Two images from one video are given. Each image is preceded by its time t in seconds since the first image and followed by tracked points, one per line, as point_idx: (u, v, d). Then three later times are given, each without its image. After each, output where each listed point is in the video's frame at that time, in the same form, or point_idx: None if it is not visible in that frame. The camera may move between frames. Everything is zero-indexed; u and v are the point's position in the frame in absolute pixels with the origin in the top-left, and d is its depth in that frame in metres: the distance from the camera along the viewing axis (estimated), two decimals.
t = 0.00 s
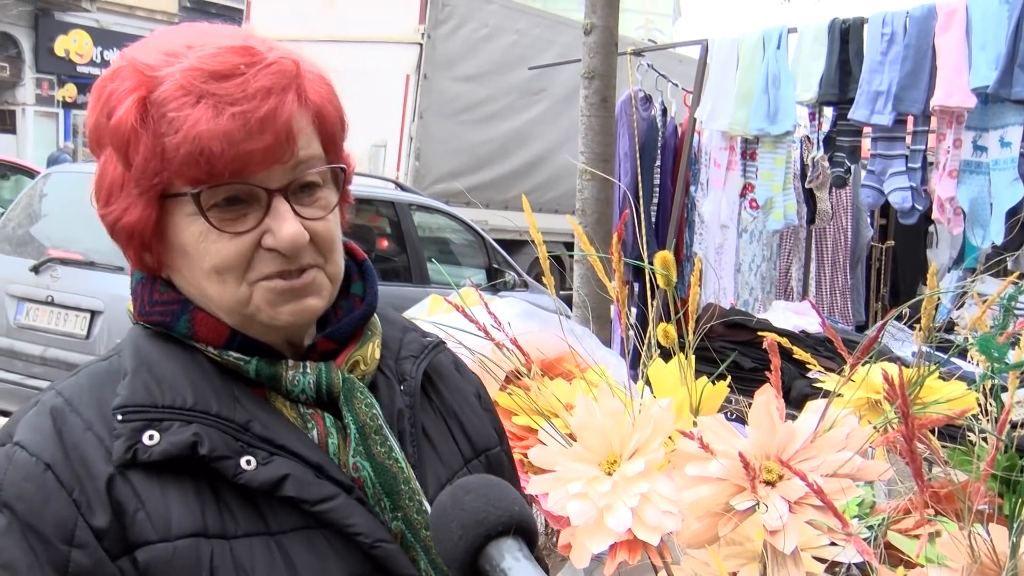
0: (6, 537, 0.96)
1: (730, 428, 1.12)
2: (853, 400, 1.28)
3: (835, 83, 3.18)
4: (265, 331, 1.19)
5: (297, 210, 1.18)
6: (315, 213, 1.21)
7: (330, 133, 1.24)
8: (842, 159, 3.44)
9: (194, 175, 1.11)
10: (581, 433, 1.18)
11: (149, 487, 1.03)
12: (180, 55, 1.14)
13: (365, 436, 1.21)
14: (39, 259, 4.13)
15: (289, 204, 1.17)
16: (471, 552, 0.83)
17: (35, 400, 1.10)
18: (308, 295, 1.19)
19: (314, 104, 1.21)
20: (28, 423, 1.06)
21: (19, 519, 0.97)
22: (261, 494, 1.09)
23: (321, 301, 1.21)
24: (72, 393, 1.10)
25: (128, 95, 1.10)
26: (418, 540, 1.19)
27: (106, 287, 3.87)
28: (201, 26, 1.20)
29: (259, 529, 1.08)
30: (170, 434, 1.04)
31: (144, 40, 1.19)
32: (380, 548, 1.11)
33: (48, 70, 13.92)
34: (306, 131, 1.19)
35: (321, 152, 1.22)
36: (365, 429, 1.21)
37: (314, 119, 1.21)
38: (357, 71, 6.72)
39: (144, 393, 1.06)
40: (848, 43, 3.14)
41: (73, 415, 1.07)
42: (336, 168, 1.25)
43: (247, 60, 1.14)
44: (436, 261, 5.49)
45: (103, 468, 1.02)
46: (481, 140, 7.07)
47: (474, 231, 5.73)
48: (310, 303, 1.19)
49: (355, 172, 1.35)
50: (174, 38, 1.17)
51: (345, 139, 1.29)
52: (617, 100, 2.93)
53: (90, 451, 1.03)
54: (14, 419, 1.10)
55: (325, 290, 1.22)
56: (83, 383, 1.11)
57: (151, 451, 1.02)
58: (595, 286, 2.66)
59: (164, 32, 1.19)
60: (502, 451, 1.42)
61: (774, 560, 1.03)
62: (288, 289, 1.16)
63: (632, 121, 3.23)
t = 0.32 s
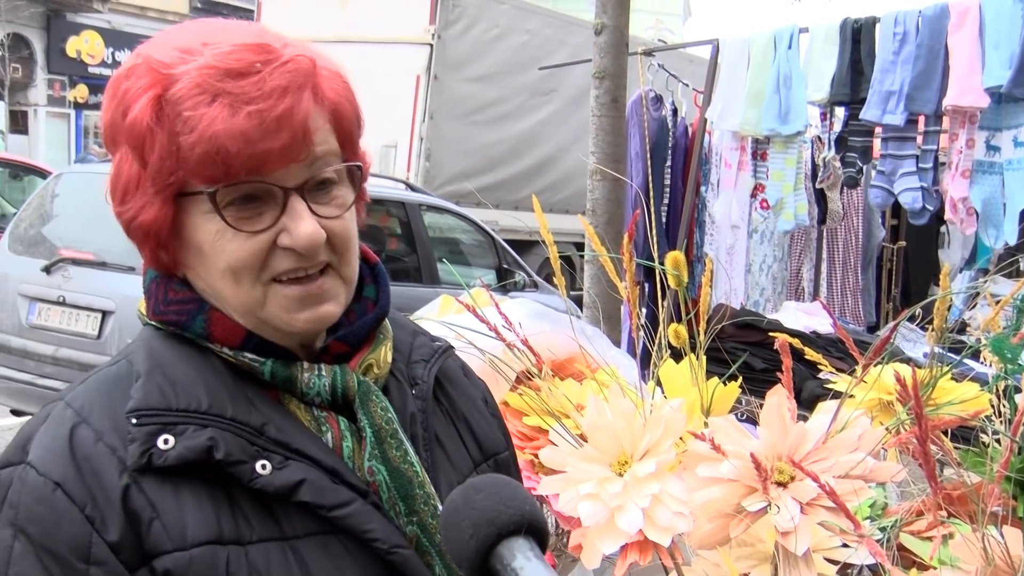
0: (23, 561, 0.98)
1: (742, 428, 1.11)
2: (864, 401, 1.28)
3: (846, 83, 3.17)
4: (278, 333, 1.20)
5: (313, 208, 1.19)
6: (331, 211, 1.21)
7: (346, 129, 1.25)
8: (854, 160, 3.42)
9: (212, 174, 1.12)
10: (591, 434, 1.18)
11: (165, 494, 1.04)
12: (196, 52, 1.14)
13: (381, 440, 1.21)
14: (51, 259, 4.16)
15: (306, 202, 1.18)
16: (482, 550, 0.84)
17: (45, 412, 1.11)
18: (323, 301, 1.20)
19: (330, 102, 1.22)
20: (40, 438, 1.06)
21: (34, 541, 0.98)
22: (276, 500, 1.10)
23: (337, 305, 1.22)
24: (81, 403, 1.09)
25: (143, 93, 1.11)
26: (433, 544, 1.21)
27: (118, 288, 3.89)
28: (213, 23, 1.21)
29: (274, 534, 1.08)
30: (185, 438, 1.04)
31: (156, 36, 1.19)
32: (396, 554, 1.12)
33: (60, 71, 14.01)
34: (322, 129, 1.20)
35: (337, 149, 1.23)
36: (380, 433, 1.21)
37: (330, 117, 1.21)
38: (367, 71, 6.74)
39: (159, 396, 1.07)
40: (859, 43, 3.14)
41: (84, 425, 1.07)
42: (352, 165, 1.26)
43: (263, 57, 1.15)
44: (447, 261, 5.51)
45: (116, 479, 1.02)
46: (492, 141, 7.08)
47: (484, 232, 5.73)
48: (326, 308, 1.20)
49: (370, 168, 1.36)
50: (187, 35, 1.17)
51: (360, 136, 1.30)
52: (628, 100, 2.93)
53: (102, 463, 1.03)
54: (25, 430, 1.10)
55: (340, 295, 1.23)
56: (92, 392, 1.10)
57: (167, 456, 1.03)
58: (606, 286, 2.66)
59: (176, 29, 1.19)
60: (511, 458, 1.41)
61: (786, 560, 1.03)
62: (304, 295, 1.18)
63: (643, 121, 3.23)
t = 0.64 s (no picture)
0: (28, 552, 0.98)
1: (751, 429, 1.11)
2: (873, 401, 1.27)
3: (855, 83, 3.16)
4: (291, 320, 1.21)
5: (315, 194, 1.20)
6: (334, 198, 1.22)
7: (345, 117, 1.26)
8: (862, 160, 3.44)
9: (212, 166, 1.13)
10: (600, 434, 1.18)
11: (177, 494, 1.05)
12: (189, 50, 1.16)
13: (394, 442, 1.22)
14: (59, 259, 4.18)
15: (308, 189, 1.19)
16: (494, 549, 0.84)
17: (57, 405, 1.11)
18: (333, 279, 1.20)
19: (327, 89, 1.22)
20: (52, 432, 1.07)
21: (42, 533, 0.99)
22: (289, 501, 1.11)
23: (348, 284, 1.22)
24: (95, 398, 1.10)
25: (139, 93, 1.12)
26: (445, 548, 1.21)
27: (125, 288, 3.91)
28: (206, 23, 1.22)
29: (286, 536, 1.09)
30: (200, 436, 1.05)
31: (152, 40, 1.21)
32: (409, 558, 1.13)
33: (68, 71, 14.07)
34: (320, 115, 1.21)
35: (337, 135, 1.24)
36: (394, 434, 1.22)
37: (327, 103, 1.22)
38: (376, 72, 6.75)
39: (174, 393, 1.07)
40: (868, 43, 3.13)
41: (97, 419, 1.08)
42: (353, 151, 1.27)
43: (255, 48, 1.16)
44: (455, 262, 5.53)
45: (130, 476, 1.03)
46: (500, 141, 7.09)
47: (492, 232, 5.73)
48: (335, 287, 1.20)
49: (374, 158, 1.36)
50: (180, 35, 1.19)
51: (361, 125, 1.31)
52: (636, 100, 2.93)
53: (114, 460, 1.04)
54: (38, 422, 1.11)
55: (352, 274, 1.23)
56: (104, 387, 1.11)
57: (181, 452, 1.03)
58: (615, 286, 2.66)
59: (170, 32, 1.21)
60: (518, 459, 1.42)
61: (795, 563, 1.04)
62: (311, 275, 1.18)
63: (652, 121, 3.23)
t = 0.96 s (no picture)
0: (53, 555, 0.99)
1: (755, 430, 1.11)
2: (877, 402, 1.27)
3: (859, 84, 3.16)
4: (306, 327, 1.21)
5: (341, 204, 1.20)
6: (357, 207, 1.23)
7: (369, 126, 1.27)
8: (867, 161, 3.41)
9: (241, 171, 1.13)
10: (604, 435, 1.18)
11: (197, 492, 1.05)
12: (219, 52, 1.16)
13: (408, 445, 1.23)
14: (63, 259, 4.19)
15: (333, 198, 1.19)
16: (498, 545, 0.84)
17: (73, 406, 1.12)
18: (354, 291, 1.20)
19: (354, 99, 1.23)
20: (70, 434, 1.07)
21: (65, 535, 0.99)
22: (305, 501, 1.11)
23: (367, 296, 1.22)
24: (111, 398, 1.10)
25: (167, 93, 1.12)
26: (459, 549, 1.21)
27: (129, 288, 3.91)
28: (233, 23, 1.22)
29: (302, 536, 1.09)
30: (216, 436, 1.05)
31: (176, 36, 1.21)
32: (425, 558, 1.13)
33: (73, 71, 14.11)
34: (348, 125, 1.21)
35: (362, 145, 1.24)
36: (408, 437, 1.23)
37: (354, 114, 1.23)
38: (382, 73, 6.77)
39: (191, 394, 1.08)
40: (873, 44, 3.12)
41: (115, 419, 1.08)
42: (376, 161, 1.27)
43: (287, 55, 1.16)
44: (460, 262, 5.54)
45: (149, 475, 1.03)
46: (507, 142, 7.09)
47: (496, 232, 5.75)
48: (356, 299, 1.20)
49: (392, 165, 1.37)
50: (207, 34, 1.19)
51: (383, 134, 1.31)
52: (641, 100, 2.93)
53: (134, 459, 1.04)
54: (54, 423, 1.11)
55: (371, 286, 1.23)
56: (121, 387, 1.11)
57: (199, 453, 1.04)
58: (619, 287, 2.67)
59: (195, 29, 1.21)
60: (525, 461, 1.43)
61: (799, 563, 1.04)
62: (333, 285, 1.18)
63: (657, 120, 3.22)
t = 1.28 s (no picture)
0: (72, 563, 0.99)
1: (759, 430, 1.11)
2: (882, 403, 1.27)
3: (864, 83, 3.16)
4: (316, 324, 1.22)
5: (362, 200, 1.20)
6: (376, 206, 1.23)
7: (393, 127, 1.27)
8: (870, 160, 3.44)
9: (267, 157, 1.13)
10: (607, 435, 1.18)
11: (207, 496, 1.05)
12: (250, 42, 1.17)
13: (417, 445, 1.23)
14: (67, 258, 4.20)
15: (354, 193, 1.19)
16: (504, 547, 0.85)
17: (81, 412, 1.11)
18: (365, 288, 1.20)
19: (381, 98, 1.24)
20: (79, 441, 1.06)
21: (83, 543, 0.99)
22: (313, 505, 1.11)
23: (377, 294, 1.22)
24: (119, 403, 1.09)
25: (197, 76, 1.13)
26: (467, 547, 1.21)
27: (133, 287, 3.92)
28: (264, 19, 1.24)
29: (312, 539, 1.09)
30: (225, 440, 1.05)
31: (206, 28, 1.22)
32: (435, 559, 1.14)
33: (78, 71, 14.15)
34: (374, 123, 1.22)
35: (385, 146, 1.25)
36: (416, 438, 1.23)
37: (381, 112, 1.24)
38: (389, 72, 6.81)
39: (198, 397, 1.07)
40: (877, 44, 3.13)
41: (124, 425, 1.07)
42: (399, 163, 1.27)
43: (319, 48, 1.18)
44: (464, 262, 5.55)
45: (160, 480, 1.03)
46: (514, 142, 7.09)
47: (500, 232, 5.75)
48: (365, 296, 1.20)
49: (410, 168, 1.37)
50: (238, 27, 1.20)
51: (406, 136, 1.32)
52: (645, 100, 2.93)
53: (144, 465, 1.04)
54: (61, 429, 1.10)
55: (381, 285, 1.23)
56: (128, 392, 1.11)
57: (207, 457, 1.04)
58: (623, 287, 2.68)
59: (227, 23, 1.22)
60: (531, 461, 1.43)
61: (802, 563, 1.04)
62: (347, 282, 1.18)
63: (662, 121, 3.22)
